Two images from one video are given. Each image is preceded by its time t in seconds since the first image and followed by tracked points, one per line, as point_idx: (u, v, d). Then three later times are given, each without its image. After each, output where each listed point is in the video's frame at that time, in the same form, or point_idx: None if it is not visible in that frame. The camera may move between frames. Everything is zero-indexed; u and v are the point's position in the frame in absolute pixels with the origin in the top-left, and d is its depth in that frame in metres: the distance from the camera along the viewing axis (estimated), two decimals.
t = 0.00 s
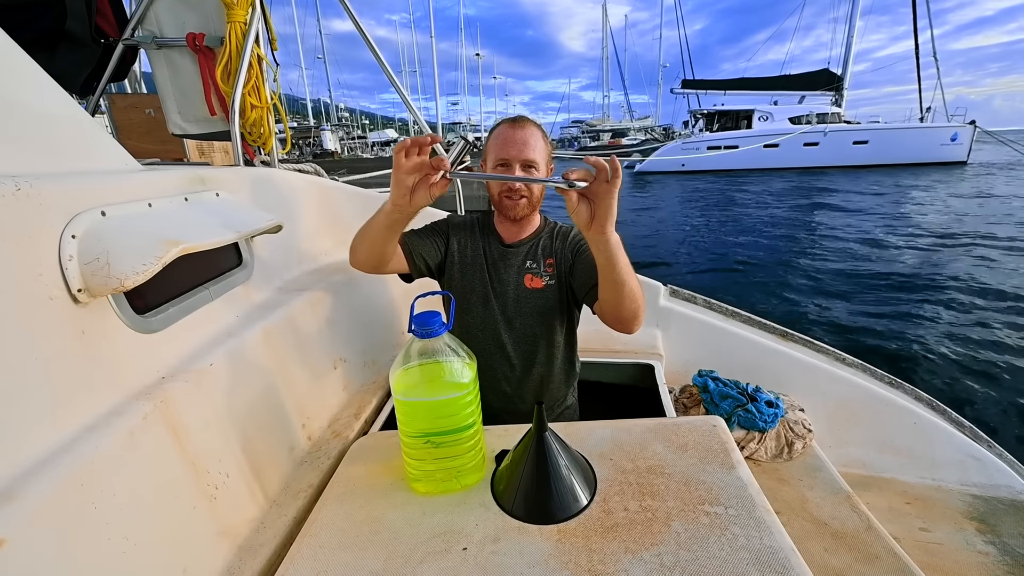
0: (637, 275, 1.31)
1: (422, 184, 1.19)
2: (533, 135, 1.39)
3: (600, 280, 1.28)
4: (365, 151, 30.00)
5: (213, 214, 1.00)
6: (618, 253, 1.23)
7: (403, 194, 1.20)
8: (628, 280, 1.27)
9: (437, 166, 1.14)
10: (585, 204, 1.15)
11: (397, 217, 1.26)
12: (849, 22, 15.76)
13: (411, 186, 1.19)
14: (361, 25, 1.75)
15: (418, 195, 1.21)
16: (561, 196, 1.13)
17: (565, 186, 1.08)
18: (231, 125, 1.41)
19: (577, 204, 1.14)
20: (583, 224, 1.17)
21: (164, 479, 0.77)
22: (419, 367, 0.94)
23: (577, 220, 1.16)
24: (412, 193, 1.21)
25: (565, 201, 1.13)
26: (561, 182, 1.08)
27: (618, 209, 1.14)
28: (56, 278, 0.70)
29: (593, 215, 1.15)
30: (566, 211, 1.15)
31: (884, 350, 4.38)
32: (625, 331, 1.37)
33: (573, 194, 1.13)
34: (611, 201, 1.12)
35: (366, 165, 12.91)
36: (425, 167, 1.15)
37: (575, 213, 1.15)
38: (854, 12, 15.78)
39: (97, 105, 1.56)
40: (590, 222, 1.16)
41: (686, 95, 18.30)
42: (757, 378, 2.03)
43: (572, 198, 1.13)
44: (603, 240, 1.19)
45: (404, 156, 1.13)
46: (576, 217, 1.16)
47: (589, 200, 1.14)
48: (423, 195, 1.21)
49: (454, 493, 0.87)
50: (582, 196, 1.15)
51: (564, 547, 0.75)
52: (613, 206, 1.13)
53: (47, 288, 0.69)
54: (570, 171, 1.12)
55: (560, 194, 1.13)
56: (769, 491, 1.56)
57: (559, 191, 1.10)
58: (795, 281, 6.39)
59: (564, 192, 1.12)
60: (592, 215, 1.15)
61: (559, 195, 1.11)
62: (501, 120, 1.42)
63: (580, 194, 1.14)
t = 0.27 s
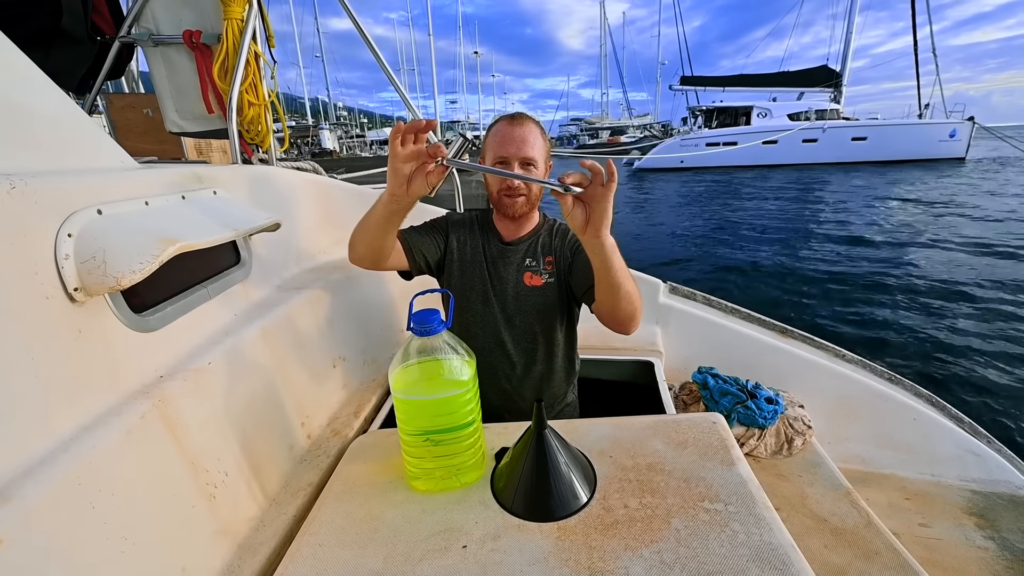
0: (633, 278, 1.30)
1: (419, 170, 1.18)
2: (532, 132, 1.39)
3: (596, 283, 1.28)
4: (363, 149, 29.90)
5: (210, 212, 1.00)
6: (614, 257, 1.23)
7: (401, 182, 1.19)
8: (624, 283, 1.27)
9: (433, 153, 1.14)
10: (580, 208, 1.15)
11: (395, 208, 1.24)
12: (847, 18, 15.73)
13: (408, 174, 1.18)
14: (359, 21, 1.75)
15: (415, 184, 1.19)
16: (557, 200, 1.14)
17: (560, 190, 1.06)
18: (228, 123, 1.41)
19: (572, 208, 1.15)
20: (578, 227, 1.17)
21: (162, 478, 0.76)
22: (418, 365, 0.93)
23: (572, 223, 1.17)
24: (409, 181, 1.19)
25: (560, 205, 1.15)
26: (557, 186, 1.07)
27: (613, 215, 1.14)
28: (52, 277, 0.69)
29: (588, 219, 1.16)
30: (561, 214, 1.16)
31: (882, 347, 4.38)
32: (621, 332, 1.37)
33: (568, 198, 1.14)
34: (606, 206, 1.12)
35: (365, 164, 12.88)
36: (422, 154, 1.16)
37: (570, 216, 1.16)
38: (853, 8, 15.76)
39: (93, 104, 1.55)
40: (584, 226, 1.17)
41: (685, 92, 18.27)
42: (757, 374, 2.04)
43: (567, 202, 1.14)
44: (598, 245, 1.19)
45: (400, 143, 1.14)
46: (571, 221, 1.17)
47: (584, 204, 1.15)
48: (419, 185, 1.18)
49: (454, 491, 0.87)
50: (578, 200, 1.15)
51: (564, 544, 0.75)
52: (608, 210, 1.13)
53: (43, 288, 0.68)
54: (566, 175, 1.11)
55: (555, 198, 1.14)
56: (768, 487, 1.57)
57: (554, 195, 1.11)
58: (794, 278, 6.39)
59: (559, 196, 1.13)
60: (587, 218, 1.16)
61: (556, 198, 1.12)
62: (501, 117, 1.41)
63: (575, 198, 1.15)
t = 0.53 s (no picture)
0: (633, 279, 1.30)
1: (421, 172, 1.18)
2: (533, 130, 1.38)
3: (596, 283, 1.28)
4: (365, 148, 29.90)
5: (210, 210, 1.00)
6: (614, 257, 1.22)
7: (402, 185, 1.19)
8: (624, 284, 1.27)
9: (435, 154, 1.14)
10: (581, 207, 1.15)
11: (397, 210, 1.25)
12: (849, 16, 15.67)
13: (410, 177, 1.18)
14: (358, 19, 1.74)
15: (417, 186, 1.19)
16: (558, 198, 1.13)
17: (564, 185, 1.07)
18: (228, 121, 1.41)
19: (573, 206, 1.13)
20: (577, 226, 1.17)
21: (164, 476, 0.77)
22: (418, 363, 0.94)
23: (572, 222, 1.16)
24: (411, 184, 1.19)
25: (561, 203, 1.13)
26: (560, 182, 1.06)
27: (613, 217, 1.14)
28: (53, 275, 0.70)
29: (588, 218, 1.15)
30: (561, 213, 1.15)
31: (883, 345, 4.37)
32: (619, 332, 1.37)
33: (569, 197, 1.13)
34: (606, 205, 1.11)
35: (366, 162, 12.88)
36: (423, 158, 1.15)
37: (570, 215, 1.15)
38: (855, 6, 15.70)
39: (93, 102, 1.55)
40: (584, 225, 1.16)
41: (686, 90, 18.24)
42: (757, 373, 2.03)
43: (568, 200, 1.13)
44: (598, 244, 1.18)
45: (401, 147, 1.14)
46: (571, 220, 1.16)
47: (585, 203, 1.14)
48: (422, 187, 1.19)
49: (454, 489, 0.87)
50: (578, 199, 1.15)
51: (564, 542, 0.75)
52: (609, 209, 1.13)
53: (44, 286, 0.68)
54: (568, 173, 1.10)
55: (556, 196, 1.12)
56: (769, 485, 1.57)
57: (556, 192, 1.10)
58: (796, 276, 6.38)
59: (561, 194, 1.12)
60: (587, 218, 1.15)
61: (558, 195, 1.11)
62: (503, 114, 1.41)
63: (576, 197, 1.14)
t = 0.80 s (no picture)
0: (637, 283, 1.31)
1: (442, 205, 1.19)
2: (538, 129, 1.39)
3: (598, 284, 1.28)
4: (366, 147, 29.93)
5: (212, 209, 1.00)
6: (616, 258, 1.22)
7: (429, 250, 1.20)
8: (626, 285, 1.27)
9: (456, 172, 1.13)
10: (585, 208, 1.15)
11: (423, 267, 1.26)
12: (851, 15, 15.63)
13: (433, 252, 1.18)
14: (359, 19, 1.75)
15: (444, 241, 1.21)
16: (563, 198, 1.13)
17: (569, 186, 1.06)
18: (229, 121, 1.41)
19: (577, 207, 1.14)
20: (581, 227, 1.17)
21: (166, 474, 0.77)
22: (419, 362, 0.94)
23: (576, 223, 1.16)
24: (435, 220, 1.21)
25: (566, 203, 1.13)
26: (565, 183, 1.06)
27: (617, 218, 1.15)
28: (56, 274, 0.70)
29: (592, 219, 1.16)
30: (565, 213, 1.16)
31: (884, 344, 4.37)
32: (620, 335, 1.36)
33: (574, 197, 1.13)
34: (611, 206, 1.12)
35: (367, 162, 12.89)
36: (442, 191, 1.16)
37: (574, 215, 1.15)
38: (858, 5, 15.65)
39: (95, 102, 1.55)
40: (588, 226, 1.16)
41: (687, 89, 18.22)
42: (759, 372, 2.03)
43: (573, 201, 1.13)
44: (601, 245, 1.18)
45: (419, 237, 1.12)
46: (575, 221, 1.16)
47: (589, 204, 1.15)
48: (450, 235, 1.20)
49: (455, 487, 0.87)
50: (582, 200, 1.15)
51: (565, 540, 0.75)
52: (612, 211, 1.13)
53: (47, 285, 0.69)
54: (574, 174, 1.09)
55: (562, 196, 1.12)
56: (770, 484, 1.57)
57: (561, 192, 1.10)
58: (797, 276, 6.37)
59: (567, 194, 1.12)
60: (591, 219, 1.16)
61: (562, 195, 1.11)
62: (508, 112, 1.41)
63: (581, 198, 1.15)
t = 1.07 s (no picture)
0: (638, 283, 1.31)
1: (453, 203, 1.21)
2: (542, 132, 1.39)
3: (602, 286, 1.29)
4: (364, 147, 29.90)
5: (212, 210, 1.01)
6: (621, 259, 1.23)
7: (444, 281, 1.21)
8: (629, 287, 1.27)
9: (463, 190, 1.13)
10: (590, 210, 1.17)
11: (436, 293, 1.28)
12: (849, 15, 15.68)
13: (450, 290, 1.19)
14: (359, 20, 1.75)
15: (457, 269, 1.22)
16: (569, 200, 1.15)
17: (574, 188, 1.07)
18: (229, 122, 1.41)
19: (583, 209, 1.16)
20: (586, 229, 1.19)
21: (166, 474, 0.77)
22: (419, 362, 0.95)
23: (581, 224, 1.18)
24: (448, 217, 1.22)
25: (572, 204, 1.16)
26: (571, 184, 1.08)
27: (623, 219, 1.15)
28: (57, 275, 0.70)
29: (597, 221, 1.17)
30: (571, 214, 1.18)
31: (881, 344, 4.39)
32: (624, 335, 1.36)
33: (580, 199, 1.16)
34: (616, 209, 1.13)
35: (365, 162, 12.88)
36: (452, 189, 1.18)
37: (580, 217, 1.18)
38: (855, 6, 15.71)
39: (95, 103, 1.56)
40: (593, 228, 1.18)
41: (685, 89, 18.25)
42: (757, 372, 2.04)
43: (578, 202, 1.15)
44: (607, 246, 1.19)
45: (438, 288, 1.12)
46: (581, 222, 1.18)
47: (595, 206, 1.17)
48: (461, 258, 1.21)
49: (455, 487, 0.87)
50: (588, 202, 1.17)
51: (564, 539, 0.75)
52: (618, 213, 1.14)
53: (48, 286, 0.69)
54: (581, 176, 1.11)
55: (568, 198, 1.15)
56: (768, 483, 1.57)
57: (567, 193, 1.11)
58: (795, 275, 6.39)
59: (573, 196, 1.14)
60: (596, 220, 1.17)
61: (569, 197, 1.13)
62: (512, 114, 1.42)
63: (586, 200, 1.17)
